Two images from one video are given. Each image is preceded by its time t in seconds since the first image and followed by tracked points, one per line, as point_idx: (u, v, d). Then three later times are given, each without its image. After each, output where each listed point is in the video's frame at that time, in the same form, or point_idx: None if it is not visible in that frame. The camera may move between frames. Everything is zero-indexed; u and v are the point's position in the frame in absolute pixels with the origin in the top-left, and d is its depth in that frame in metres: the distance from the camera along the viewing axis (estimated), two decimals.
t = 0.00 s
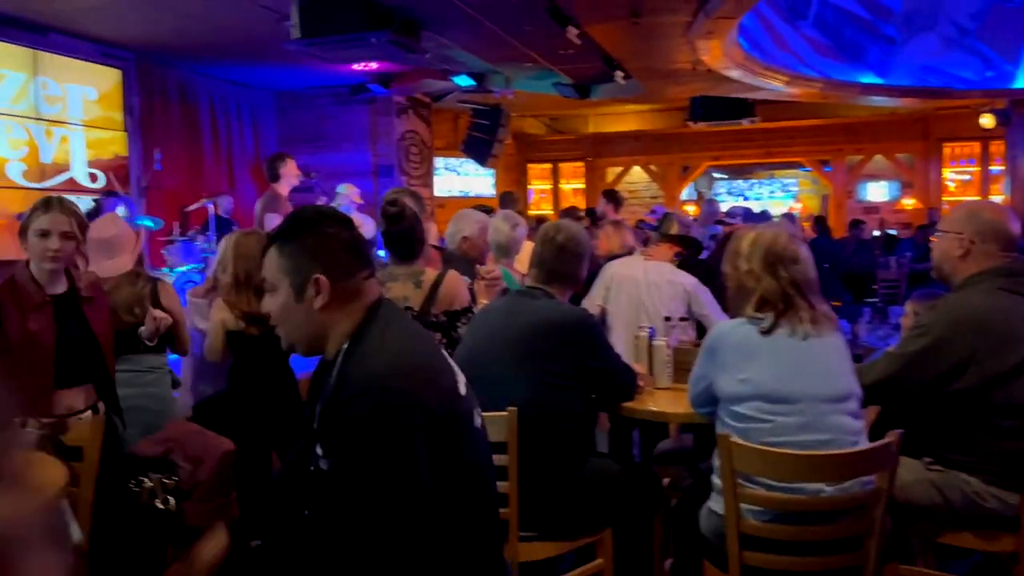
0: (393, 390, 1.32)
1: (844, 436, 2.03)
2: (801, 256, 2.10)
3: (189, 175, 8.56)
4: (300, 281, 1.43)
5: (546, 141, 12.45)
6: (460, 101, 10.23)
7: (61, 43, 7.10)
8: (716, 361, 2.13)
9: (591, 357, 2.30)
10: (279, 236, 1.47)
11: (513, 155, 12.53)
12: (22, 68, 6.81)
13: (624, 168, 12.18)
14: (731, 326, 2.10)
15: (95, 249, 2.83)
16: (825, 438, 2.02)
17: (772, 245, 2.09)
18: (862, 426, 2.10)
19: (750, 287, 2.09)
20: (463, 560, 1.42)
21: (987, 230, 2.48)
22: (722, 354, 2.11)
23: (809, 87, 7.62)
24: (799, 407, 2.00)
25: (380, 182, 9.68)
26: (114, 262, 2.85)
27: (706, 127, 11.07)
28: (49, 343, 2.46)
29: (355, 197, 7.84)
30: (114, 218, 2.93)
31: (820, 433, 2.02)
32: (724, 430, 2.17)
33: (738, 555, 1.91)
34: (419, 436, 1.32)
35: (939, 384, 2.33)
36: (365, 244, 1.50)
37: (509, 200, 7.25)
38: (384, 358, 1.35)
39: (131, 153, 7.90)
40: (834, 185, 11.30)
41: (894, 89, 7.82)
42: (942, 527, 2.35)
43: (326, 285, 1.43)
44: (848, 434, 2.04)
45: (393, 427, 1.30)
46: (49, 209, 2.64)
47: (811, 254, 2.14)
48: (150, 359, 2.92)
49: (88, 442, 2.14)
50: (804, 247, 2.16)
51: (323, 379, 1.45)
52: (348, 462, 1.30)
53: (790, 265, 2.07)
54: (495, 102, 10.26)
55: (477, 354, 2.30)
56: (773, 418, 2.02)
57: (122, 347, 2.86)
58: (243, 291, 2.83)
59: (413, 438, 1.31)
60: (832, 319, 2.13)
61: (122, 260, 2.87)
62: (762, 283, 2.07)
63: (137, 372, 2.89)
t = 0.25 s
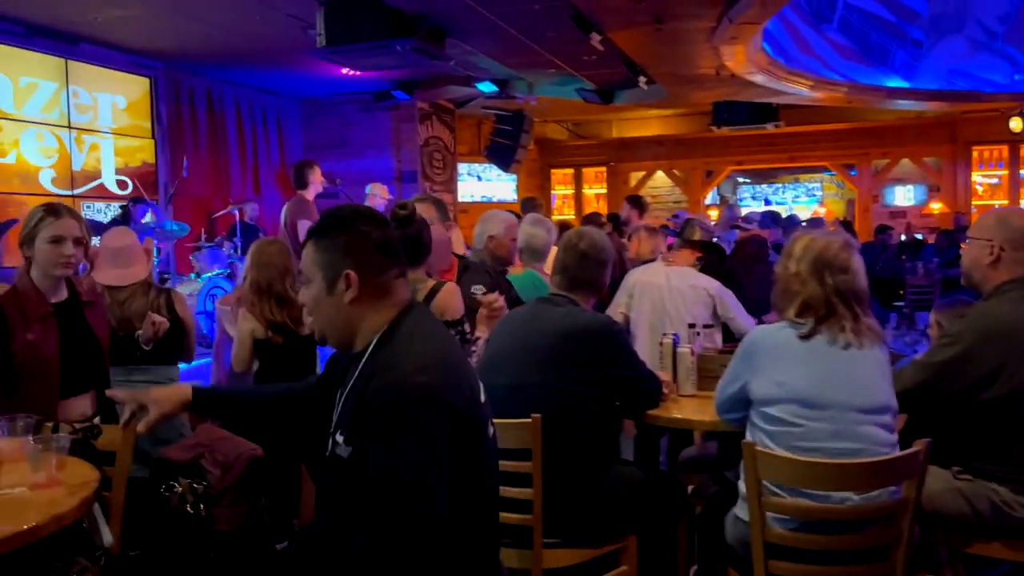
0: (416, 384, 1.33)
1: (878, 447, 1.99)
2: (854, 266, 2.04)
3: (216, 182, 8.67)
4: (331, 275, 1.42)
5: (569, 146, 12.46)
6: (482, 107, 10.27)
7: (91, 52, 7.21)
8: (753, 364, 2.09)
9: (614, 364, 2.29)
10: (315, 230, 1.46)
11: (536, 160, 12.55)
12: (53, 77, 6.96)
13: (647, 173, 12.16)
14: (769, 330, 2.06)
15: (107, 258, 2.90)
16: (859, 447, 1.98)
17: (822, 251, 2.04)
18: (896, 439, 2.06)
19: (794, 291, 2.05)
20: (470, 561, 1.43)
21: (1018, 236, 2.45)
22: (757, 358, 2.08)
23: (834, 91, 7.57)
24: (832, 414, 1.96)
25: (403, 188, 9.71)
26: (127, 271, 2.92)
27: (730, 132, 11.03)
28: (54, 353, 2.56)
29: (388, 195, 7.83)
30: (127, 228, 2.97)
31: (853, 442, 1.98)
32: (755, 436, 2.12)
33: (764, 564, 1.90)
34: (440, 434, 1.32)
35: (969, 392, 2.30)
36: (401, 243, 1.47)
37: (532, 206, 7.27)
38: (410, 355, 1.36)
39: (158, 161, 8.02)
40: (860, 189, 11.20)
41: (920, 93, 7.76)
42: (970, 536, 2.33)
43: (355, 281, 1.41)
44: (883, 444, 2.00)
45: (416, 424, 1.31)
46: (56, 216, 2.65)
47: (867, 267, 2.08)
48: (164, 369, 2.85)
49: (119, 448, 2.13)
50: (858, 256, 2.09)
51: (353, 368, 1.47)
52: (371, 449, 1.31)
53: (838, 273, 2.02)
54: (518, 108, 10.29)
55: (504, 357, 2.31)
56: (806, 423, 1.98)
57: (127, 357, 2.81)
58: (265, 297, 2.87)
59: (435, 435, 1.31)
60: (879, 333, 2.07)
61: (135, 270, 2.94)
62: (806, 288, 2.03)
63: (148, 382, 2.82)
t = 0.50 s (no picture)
0: (432, 391, 1.34)
1: (898, 459, 1.98)
2: (894, 281, 2.01)
3: (232, 187, 8.73)
4: (349, 280, 1.42)
5: (583, 152, 12.46)
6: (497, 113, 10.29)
7: (110, 58, 7.28)
8: (779, 370, 2.08)
9: (631, 373, 2.28)
10: (342, 234, 1.46)
11: (550, 165, 12.56)
12: (73, 83, 7.03)
13: (661, 178, 12.14)
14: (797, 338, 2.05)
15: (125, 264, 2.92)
16: (877, 459, 1.97)
17: (863, 262, 2.01)
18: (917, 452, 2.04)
19: (829, 298, 2.03)
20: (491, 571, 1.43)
21: None
22: (782, 365, 2.07)
23: (851, 98, 7.53)
24: (851, 424, 1.95)
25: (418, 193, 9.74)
26: (144, 275, 2.92)
27: (745, 138, 11.00)
28: (73, 358, 2.57)
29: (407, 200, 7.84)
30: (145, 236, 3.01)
31: (871, 453, 1.97)
32: (776, 442, 2.11)
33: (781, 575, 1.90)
34: (452, 440, 1.33)
35: (987, 403, 2.28)
36: (423, 253, 1.46)
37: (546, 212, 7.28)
38: (426, 361, 1.36)
39: (176, 166, 8.08)
40: (876, 196, 11.08)
41: (937, 99, 7.73)
42: (988, 548, 2.32)
43: (371, 288, 1.41)
44: (902, 456, 1.99)
45: (430, 429, 1.32)
46: (70, 224, 2.66)
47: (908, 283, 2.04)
48: (177, 375, 2.89)
49: (138, 454, 2.13)
50: (901, 271, 2.05)
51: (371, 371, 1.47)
52: (386, 450, 1.33)
53: (876, 286, 2.00)
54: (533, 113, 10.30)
55: (522, 362, 2.31)
56: (825, 433, 1.97)
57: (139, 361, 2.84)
58: (286, 304, 2.89)
59: (447, 441, 1.33)
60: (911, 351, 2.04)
61: (153, 274, 2.94)
62: (841, 296, 2.01)
63: (163, 386, 2.85)
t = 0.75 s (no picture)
0: (445, 402, 1.33)
1: (917, 481, 1.96)
2: (922, 303, 1.98)
3: (247, 193, 8.77)
4: (367, 294, 1.42)
5: (596, 160, 12.45)
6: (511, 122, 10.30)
7: (128, 64, 7.33)
8: (799, 388, 2.06)
9: (648, 389, 2.27)
10: (364, 248, 1.46)
11: (563, 174, 12.56)
12: (91, 89, 7.08)
13: (675, 188, 12.12)
14: (819, 356, 2.03)
15: (150, 269, 2.87)
16: (897, 481, 1.95)
17: (890, 282, 2.00)
18: (939, 475, 2.02)
19: (854, 316, 2.03)
20: None
21: None
22: (802, 384, 2.05)
23: (866, 109, 7.49)
24: (871, 445, 1.93)
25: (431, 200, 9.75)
26: (168, 281, 2.88)
27: (759, 148, 10.98)
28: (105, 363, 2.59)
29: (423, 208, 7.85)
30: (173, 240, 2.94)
31: (891, 475, 1.94)
32: (794, 461, 2.09)
33: None
34: (463, 452, 1.32)
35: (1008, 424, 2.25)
36: (443, 269, 1.45)
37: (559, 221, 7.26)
38: (438, 371, 1.35)
39: (192, 172, 8.13)
40: (890, 207, 11.07)
41: (954, 111, 7.69)
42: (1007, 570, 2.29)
43: (388, 302, 1.40)
44: (922, 478, 1.96)
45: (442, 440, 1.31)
46: (103, 230, 2.70)
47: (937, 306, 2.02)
48: (197, 381, 2.85)
49: (154, 463, 2.14)
50: (929, 293, 2.03)
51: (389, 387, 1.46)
52: (394, 459, 1.31)
53: (902, 306, 1.98)
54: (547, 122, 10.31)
55: (539, 375, 2.31)
56: (844, 453, 1.96)
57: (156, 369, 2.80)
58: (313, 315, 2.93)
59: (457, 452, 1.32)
60: (938, 375, 2.01)
61: (177, 281, 2.90)
62: (865, 315, 2.01)
63: (182, 394, 2.82)
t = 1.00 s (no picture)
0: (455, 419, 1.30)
1: (931, 508, 1.94)
2: (929, 324, 1.97)
3: (262, 202, 8.82)
4: (387, 313, 1.41)
5: (609, 171, 12.44)
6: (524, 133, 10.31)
7: (146, 73, 7.39)
8: (812, 412, 2.04)
9: (663, 408, 2.25)
10: (387, 266, 1.45)
11: (576, 184, 12.56)
12: (109, 98, 7.14)
13: (688, 199, 12.08)
14: (829, 381, 2.02)
15: (178, 279, 2.77)
16: (913, 507, 1.93)
17: (896, 304, 1.99)
18: (956, 500, 1.99)
19: (860, 340, 2.02)
20: None
21: None
22: (814, 408, 2.04)
23: (882, 123, 7.43)
24: (886, 470, 1.91)
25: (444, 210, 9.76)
26: (198, 291, 2.78)
27: (773, 160, 10.94)
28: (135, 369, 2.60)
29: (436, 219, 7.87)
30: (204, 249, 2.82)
31: (907, 501, 1.93)
32: (808, 486, 2.08)
33: None
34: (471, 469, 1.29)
35: None
36: (466, 288, 1.43)
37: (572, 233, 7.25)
38: (458, 392, 1.33)
39: (207, 181, 8.18)
40: (905, 220, 11.00)
41: (971, 125, 7.65)
42: None
43: (407, 322, 1.39)
44: (938, 504, 1.94)
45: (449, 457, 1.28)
46: (131, 243, 2.70)
47: (944, 327, 2.00)
48: (224, 390, 2.75)
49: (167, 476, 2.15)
50: (936, 314, 2.01)
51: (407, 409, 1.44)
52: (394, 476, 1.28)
53: (908, 329, 1.97)
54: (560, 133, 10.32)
55: (551, 394, 2.29)
56: (859, 479, 1.94)
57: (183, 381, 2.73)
58: (344, 324, 2.95)
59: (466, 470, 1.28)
60: (948, 398, 1.99)
61: (205, 290, 2.79)
62: (872, 338, 1.99)
63: (210, 405, 2.72)
